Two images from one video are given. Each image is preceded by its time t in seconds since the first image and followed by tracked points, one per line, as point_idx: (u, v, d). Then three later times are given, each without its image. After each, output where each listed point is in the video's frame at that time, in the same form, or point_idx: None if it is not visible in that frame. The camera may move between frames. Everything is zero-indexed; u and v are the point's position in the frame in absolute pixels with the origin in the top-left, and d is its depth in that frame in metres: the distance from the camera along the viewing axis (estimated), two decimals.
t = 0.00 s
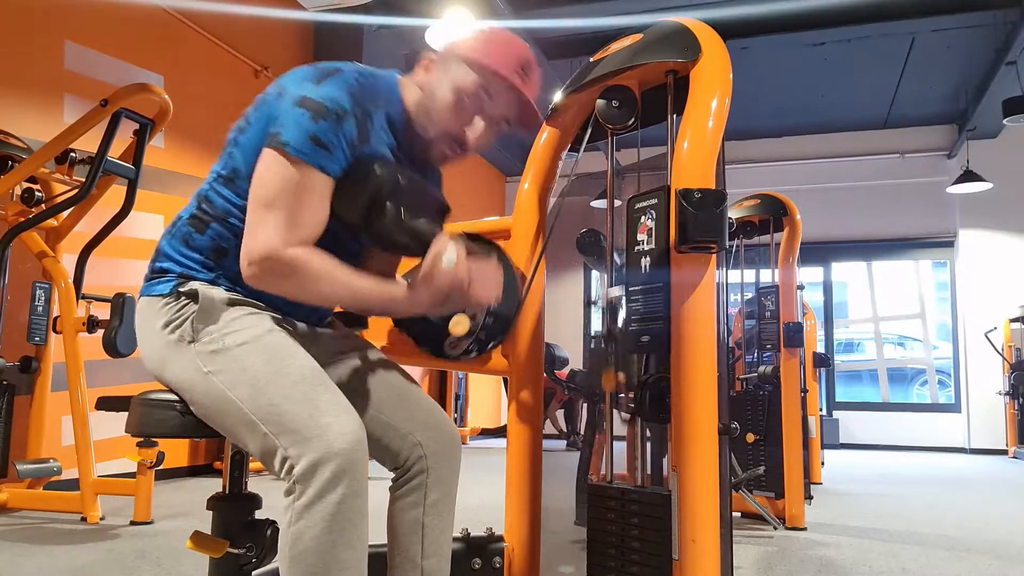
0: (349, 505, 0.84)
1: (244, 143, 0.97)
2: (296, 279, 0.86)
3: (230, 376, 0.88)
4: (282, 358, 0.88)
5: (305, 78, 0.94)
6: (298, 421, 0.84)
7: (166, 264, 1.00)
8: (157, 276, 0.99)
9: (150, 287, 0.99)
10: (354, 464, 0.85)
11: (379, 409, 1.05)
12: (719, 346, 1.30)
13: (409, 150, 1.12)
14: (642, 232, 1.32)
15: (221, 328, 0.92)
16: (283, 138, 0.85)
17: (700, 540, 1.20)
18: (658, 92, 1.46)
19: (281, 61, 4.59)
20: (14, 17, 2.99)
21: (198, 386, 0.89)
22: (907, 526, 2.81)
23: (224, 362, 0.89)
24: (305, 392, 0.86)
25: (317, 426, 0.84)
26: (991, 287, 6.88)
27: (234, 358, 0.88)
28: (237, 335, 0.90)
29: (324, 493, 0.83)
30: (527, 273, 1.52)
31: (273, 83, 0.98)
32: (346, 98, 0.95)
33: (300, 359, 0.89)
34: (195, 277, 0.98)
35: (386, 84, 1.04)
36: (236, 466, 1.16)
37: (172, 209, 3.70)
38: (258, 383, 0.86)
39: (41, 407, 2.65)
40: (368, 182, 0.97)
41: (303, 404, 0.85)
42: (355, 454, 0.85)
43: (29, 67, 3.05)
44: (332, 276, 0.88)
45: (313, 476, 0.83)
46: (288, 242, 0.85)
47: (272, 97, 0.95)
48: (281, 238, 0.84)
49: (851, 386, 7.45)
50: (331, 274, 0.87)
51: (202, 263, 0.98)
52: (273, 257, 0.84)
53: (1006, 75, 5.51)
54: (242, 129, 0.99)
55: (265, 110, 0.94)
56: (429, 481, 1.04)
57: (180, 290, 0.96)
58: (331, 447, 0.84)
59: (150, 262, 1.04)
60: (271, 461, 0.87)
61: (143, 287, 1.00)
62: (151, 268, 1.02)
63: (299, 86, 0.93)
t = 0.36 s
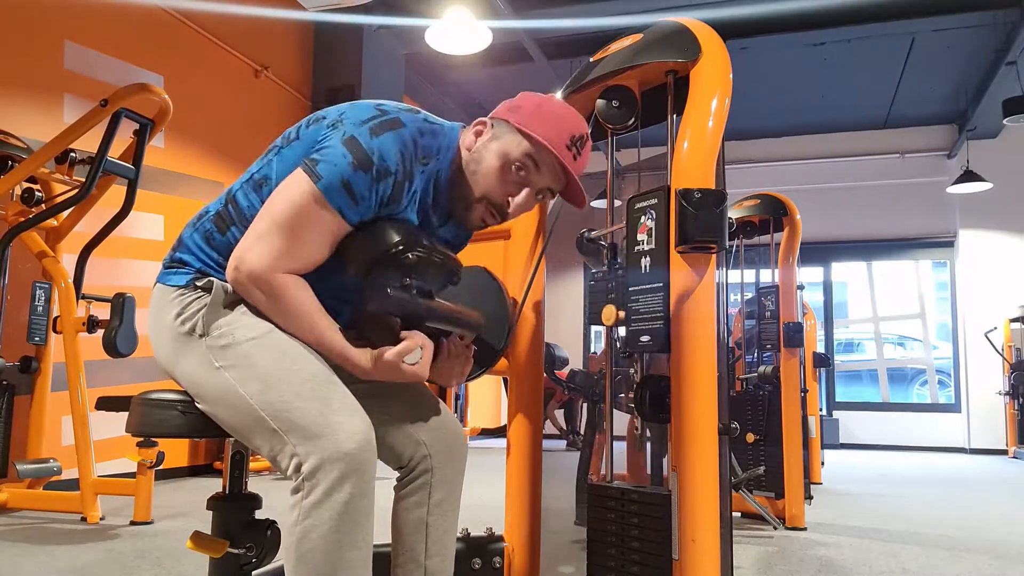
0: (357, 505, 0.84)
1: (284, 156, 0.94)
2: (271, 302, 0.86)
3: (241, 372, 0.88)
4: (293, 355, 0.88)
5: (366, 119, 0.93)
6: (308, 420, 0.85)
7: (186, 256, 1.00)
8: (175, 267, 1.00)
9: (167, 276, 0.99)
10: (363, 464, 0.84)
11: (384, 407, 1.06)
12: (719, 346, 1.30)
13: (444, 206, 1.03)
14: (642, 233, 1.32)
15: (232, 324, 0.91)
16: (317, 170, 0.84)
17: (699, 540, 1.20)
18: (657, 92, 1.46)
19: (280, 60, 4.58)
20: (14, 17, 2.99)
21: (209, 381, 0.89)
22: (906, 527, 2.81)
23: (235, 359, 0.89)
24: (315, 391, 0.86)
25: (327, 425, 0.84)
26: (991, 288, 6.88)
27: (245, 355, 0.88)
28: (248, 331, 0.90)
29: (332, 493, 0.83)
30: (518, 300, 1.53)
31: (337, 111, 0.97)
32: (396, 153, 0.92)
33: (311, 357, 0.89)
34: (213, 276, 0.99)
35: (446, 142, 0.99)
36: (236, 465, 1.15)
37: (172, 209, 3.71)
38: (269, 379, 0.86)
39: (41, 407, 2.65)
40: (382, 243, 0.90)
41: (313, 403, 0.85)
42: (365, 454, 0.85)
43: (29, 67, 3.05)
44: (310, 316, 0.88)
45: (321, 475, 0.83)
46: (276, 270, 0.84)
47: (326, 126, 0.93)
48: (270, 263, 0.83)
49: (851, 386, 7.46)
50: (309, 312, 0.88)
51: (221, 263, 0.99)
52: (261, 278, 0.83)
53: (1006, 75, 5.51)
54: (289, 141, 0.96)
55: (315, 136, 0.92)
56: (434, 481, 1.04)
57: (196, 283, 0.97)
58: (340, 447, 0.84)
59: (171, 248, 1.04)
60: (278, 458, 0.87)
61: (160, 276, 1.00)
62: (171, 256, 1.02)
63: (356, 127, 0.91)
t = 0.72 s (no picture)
0: (358, 505, 0.84)
1: (233, 142, 0.95)
2: (299, 270, 0.85)
3: (239, 375, 0.88)
4: (292, 358, 0.88)
5: (291, 69, 0.93)
6: (308, 420, 0.84)
7: (168, 267, 0.99)
8: (161, 279, 0.99)
9: (154, 290, 0.98)
10: (364, 464, 0.85)
11: (384, 409, 1.04)
12: (719, 345, 1.30)
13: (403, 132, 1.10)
14: (642, 233, 1.32)
15: (229, 328, 0.91)
16: (271, 129, 0.84)
17: (699, 540, 1.21)
18: (658, 92, 1.46)
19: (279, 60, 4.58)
20: (14, 17, 2.99)
21: (206, 385, 0.89)
22: (906, 526, 2.81)
23: (234, 362, 0.89)
24: (315, 392, 0.86)
25: (327, 426, 0.84)
26: (991, 288, 6.88)
27: (243, 358, 0.88)
28: (247, 335, 0.90)
29: (333, 493, 0.83)
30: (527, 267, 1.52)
31: (259, 80, 0.97)
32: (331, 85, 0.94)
33: (309, 359, 0.90)
34: (201, 279, 0.97)
35: (370, 71, 1.03)
36: (236, 465, 1.15)
37: (172, 209, 3.71)
38: (267, 382, 0.86)
39: (41, 407, 2.65)
40: (361, 168, 0.97)
41: (312, 404, 0.85)
42: (365, 454, 0.85)
43: (29, 67, 3.05)
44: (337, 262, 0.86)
45: (322, 476, 0.83)
46: (291, 234, 0.84)
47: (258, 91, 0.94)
48: (282, 229, 0.83)
49: (851, 386, 7.45)
50: (337, 260, 0.86)
51: (203, 265, 0.97)
52: (274, 248, 0.83)
53: (1006, 75, 5.51)
54: (231, 128, 0.97)
55: (252, 107, 0.92)
56: (432, 482, 1.05)
57: (184, 291, 0.96)
58: (341, 447, 0.84)
59: (151, 265, 1.03)
60: (278, 459, 0.87)
61: (147, 291, 0.99)
62: (153, 271, 1.01)
63: (285, 76, 0.91)
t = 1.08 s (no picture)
0: (344, 503, 0.84)
1: (180, 136, 0.99)
2: (289, 220, 0.85)
3: (221, 374, 0.88)
4: (274, 357, 0.88)
5: (212, 49, 0.94)
6: (291, 418, 0.84)
7: (142, 273, 1.00)
8: (137, 286, 0.99)
9: (132, 297, 0.99)
10: (348, 459, 0.84)
11: (375, 406, 1.06)
12: (719, 345, 1.30)
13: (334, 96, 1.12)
14: (643, 233, 1.33)
15: (210, 329, 0.92)
16: (214, 106, 0.86)
17: (699, 540, 1.20)
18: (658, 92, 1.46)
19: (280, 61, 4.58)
20: (15, 18, 2.99)
21: (189, 386, 0.89)
22: (905, 526, 2.81)
23: (215, 362, 0.89)
24: (296, 389, 0.86)
25: (310, 423, 0.84)
26: (991, 288, 6.89)
27: (224, 358, 0.88)
28: (227, 334, 0.90)
29: (317, 491, 0.83)
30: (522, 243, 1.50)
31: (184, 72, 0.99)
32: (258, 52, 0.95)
33: (291, 357, 0.90)
34: (174, 278, 0.98)
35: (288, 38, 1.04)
36: (236, 466, 1.17)
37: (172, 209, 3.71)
38: (249, 380, 0.86)
39: (41, 407, 2.65)
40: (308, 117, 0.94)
41: (295, 402, 0.85)
42: (348, 450, 0.85)
43: (29, 67, 3.06)
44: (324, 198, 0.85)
45: (306, 473, 0.83)
46: (270, 193, 0.85)
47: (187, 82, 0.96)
48: (264, 189, 0.85)
49: (851, 386, 7.45)
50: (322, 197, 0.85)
51: (177, 262, 0.98)
52: (260, 212, 0.84)
53: (1006, 75, 5.50)
54: (174, 124, 1.00)
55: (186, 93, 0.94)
56: (423, 480, 1.04)
57: (160, 295, 0.96)
58: (324, 444, 0.83)
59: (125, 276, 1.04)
60: (263, 458, 0.87)
61: (125, 299, 0.99)
62: (128, 280, 1.01)
63: (207, 56, 0.93)
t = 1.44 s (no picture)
0: (345, 505, 0.84)
1: (219, 138, 0.97)
2: (300, 257, 0.84)
3: (225, 375, 0.88)
4: (278, 358, 0.88)
5: (269, 61, 0.93)
6: (294, 420, 0.84)
7: (155, 267, 1.00)
8: (149, 279, 0.99)
9: (142, 290, 0.99)
10: (350, 462, 0.84)
11: (377, 407, 1.05)
12: (719, 345, 1.30)
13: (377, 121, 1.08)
14: (642, 233, 1.33)
15: (216, 329, 0.91)
16: (259, 122, 0.84)
17: (699, 540, 1.21)
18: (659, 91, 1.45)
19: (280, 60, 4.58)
20: (14, 18, 2.99)
21: (194, 386, 0.89)
22: (906, 526, 2.81)
23: (220, 362, 0.89)
24: (301, 390, 0.86)
25: (312, 426, 0.84)
26: (991, 288, 6.89)
27: (229, 358, 0.88)
28: (232, 335, 0.90)
29: (320, 493, 0.83)
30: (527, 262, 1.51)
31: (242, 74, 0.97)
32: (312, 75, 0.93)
33: (295, 358, 0.89)
34: (186, 278, 0.98)
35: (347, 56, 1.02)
36: (236, 466, 1.16)
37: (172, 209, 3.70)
38: (252, 382, 0.86)
39: (41, 407, 2.64)
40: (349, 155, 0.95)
41: (298, 403, 0.85)
42: (350, 452, 0.85)
43: (29, 67, 3.05)
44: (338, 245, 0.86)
45: (309, 476, 0.83)
46: (286, 224, 0.84)
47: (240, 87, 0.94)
48: (278, 219, 0.83)
49: (851, 386, 7.45)
50: (335, 245, 0.86)
51: (192, 263, 0.98)
52: (271, 241, 0.83)
53: (1006, 75, 5.51)
54: (217, 123, 0.98)
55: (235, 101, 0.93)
56: (426, 481, 1.04)
57: (171, 292, 0.96)
58: (327, 447, 0.84)
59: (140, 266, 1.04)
60: (266, 459, 0.87)
61: (135, 291, 1.00)
62: (142, 271, 1.01)
63: (264, 69, 0.91)
